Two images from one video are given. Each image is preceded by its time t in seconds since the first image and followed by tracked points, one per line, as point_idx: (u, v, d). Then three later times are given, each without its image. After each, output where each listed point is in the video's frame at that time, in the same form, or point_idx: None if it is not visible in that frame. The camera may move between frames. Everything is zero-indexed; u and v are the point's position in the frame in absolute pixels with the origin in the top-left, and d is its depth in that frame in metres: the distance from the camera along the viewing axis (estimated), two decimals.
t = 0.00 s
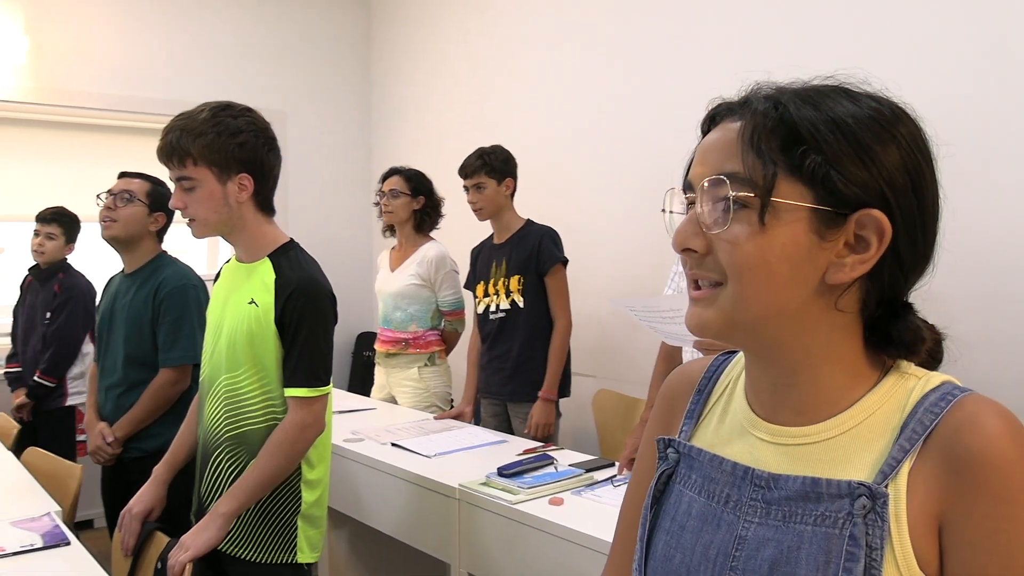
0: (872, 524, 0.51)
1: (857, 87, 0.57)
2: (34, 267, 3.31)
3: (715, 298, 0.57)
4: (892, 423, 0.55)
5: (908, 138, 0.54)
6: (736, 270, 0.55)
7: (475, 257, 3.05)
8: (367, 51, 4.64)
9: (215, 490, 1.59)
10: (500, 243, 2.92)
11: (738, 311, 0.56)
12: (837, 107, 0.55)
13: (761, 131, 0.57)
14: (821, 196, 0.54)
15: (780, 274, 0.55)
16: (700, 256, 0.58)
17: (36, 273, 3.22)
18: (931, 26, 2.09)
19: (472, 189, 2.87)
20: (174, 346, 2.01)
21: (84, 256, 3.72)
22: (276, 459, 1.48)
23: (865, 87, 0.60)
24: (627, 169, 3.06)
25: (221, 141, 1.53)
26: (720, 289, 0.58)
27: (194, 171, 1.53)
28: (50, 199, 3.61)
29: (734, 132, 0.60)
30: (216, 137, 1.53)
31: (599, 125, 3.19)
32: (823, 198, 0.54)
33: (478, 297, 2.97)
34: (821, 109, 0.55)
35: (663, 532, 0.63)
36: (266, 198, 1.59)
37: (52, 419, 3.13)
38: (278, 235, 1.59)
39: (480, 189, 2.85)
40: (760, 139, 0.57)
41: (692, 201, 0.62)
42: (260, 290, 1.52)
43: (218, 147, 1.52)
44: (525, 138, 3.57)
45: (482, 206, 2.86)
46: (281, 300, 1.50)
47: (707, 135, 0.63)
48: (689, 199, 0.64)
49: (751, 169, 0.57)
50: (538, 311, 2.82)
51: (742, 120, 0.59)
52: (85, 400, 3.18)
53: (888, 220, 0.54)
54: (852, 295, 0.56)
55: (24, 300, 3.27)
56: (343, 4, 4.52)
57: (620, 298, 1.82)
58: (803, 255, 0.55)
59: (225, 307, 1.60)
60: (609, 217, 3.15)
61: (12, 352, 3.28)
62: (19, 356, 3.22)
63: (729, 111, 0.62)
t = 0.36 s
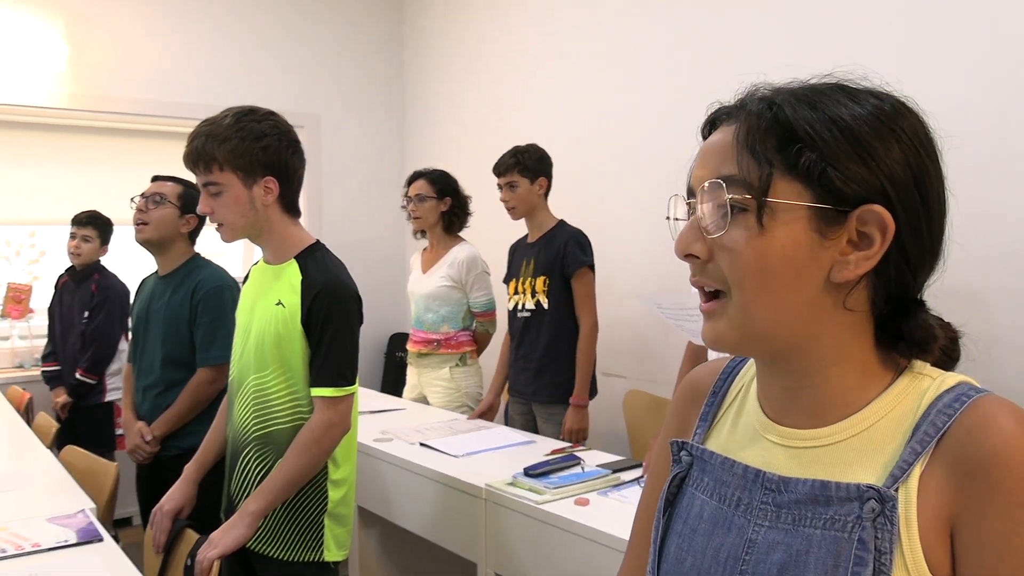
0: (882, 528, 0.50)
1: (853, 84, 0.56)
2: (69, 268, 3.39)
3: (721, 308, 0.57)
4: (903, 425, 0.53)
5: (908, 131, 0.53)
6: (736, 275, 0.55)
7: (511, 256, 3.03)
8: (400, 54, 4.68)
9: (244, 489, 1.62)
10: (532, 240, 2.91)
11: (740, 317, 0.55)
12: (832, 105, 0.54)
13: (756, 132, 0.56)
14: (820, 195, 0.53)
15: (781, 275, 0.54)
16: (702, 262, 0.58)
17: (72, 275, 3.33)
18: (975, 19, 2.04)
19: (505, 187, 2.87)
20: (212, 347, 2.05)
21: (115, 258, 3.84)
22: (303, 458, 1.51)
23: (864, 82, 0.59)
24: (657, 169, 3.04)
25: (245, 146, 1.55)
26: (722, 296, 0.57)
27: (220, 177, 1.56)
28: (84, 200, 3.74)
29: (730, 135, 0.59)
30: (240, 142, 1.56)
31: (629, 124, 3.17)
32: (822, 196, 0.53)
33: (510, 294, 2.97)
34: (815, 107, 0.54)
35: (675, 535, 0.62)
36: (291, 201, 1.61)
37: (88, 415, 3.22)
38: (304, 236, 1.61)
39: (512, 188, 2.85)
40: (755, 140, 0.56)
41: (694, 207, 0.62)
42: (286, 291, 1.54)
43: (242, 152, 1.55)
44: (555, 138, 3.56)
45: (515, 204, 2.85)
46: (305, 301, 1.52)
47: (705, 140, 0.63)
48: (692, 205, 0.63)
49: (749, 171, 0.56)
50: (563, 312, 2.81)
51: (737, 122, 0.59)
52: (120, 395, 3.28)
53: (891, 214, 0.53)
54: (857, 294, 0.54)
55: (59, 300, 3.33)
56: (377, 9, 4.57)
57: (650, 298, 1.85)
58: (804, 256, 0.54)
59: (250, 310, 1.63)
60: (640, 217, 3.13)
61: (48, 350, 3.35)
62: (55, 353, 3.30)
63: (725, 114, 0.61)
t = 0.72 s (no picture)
0: (874, 528, 0.50)
1: (848, 84, 0.56)
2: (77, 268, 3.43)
3: (713, 305, 0.57)
4: (896, 425, 0.53)
5: (900, 132, 0.53)
6: (727, 273, 0.55)
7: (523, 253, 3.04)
8: (414, 54, 4.69)
9: (253, 486, 1.63)
10: (542, 238, 2.89)
11: (731, 315, 0.55)
12: (825, 104, 0.54)
13: (748, 130, 0.56)
14: (810, 193, 0.53)
15: (771, 273, 0.53)
16: (694, 259, 0.58)
17: (79, 274, 3.36)
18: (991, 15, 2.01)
19: (521, 183, 2.86)
20: (232, 346, 2.08)
21: (129, 257, 3.89)
22: (310, 457, 1.51)
23: (859, 84, 0.59)
24: (669, 167, 3.03)
25: (259, 143, 1.57)
26: (713, 294, 0.57)
27: (233, 173, 1.57)
28: (102, 201, 3.79)
29: (723, 133, 0.59)
30: (255, 140, 1.57)
31: (641, 123, 3.16)
32: (812, 195, 0.53)
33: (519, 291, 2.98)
34: (807, 107, 0.54)
35: (670, 535, 0.61)
36: (301, 201, 1.62)
37: (98, 410, 3.27)
38: (313, 237, 1.62)
39: (528, 184, 2.84)
40: (747, 138, 0.56)
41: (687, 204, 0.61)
42: (295, 290, 1.55)
43: (257, 149, 1.57)
44: (567, 138, 3.55)
45: (529, 201, 2.84)
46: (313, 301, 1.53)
47: (700, 138, 0.63)
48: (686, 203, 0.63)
49: (740, 170, 0.56)
50: (566, 310, 2.80)
51: (729, 120, 0.59)
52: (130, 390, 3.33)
53: (883, 214, 0.52)
54: (850, 293, 0.54)
55: (68, 299, 3.38)
56: (390, 9, 4.58)
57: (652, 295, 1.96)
58: (795, 254, 0.53)
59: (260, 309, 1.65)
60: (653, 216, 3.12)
61: (59, 347, 3.41)
62: (65, 351, 3.35)
63: (719, 113, 0.61)
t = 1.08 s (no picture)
0: (869, 518, 0.51)
1: (823, 77, 0.56)
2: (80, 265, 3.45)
3: (707, 309, 0.57)
4: (891, 417, 0.53)
5: (882, 121, 0.53)
6: (719, 278, 0.55)
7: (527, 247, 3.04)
8: (421, 51, 4.70)
9: (261, 481, 1.65)
10: (548, 233, 2.91)
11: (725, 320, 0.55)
12: (803, 102, 0.54)
13: (729, 134, 0.56)
14: (797, 193, 0.53)
15: (762, 275, 0.54)
16: (688, 266, 0.58)
17: (83, 271, 3.37)
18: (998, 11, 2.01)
19: (530, 183, 2.85)
20: (245, 340, 2.10)
21: (136, 255, 3.91)
22: (318, 452, 1.53)
23: (837, 74, 0.59)
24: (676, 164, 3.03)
25: (264, 141, 1.58)
26: (707, 297, 0.57)
27: (239, 172, 1.58)
28: (113, 198, 3.83)
29: (705, 137, 0.59)
30: (259, 138, 1.58)
31: (648, 120, 3.16)
32: (799, 194, 0.53)
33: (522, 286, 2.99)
34: (786, 105, 0.54)
35: (668, 525, 0.62)
36: (307, 198, 1.64)
37: (108, 404, 3.30)
38: (320, 232, 1.63)
39: (536, 184, 2.83)
40: (727, 142, 0.56)
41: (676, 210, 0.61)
42: (301, 286, 1.57)
43: (262, 148, 1.58)
44: (574, 134, 3.56)
45: (537, 200, 2.84)
46: (320, 296, 1.54)
47: (683, 143, 0.63)
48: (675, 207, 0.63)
49: (724, 174, 0.56)
50: (571, 306, 2.81)
51: (709, 124, 0.59)
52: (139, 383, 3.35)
53: (870, 205, 0.52)
54: (841, 286, 0.54)
55: (72, 297, 3.39)
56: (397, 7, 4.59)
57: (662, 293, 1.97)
58: (786, 254, 0.54)
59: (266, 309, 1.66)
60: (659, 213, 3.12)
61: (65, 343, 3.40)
62: (72, 348, 3.34)
63: (698, 116, 0.61)
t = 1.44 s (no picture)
0: (876, 518, 0.50)
1: (841, 69, 0.57)
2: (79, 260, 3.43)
3: (715, 291, 0.56)
4: (900, 414, 0.53)
5: (898, 112, 0.53)
6: (728, 257, 0.55)
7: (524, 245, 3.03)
8: (420, 48, 4.69)
9: (259, 476, 1.64)
10: (545, 232, 2.90)
11: (734, 298, 0.54)
12: (820, 89, 0.54)
13: (744, 116, 0.56)
14: (809, 176, 0.53)
15: (772, 255, 0.53)
16: (696, 248, 0.57)
17: (83, 266, 3.36)
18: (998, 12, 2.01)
19: (529, 176, 2.86)
20: (244, 337, 2.10)
21: (133, 249, 3.90)
22: (317, 450, 1.52)
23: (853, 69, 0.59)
24: (675, 163, 3.03)
25: (267, 137, 1.58)
26: (714, 280, 0.57)
27: (241, 166, 1.58)
28: (110, 194, 3.81)
29: (720, 121, 0.59)
30: (263, 133, 1.58)
31: (647, 118, 3.16)
32: (812, 177, 0.53)
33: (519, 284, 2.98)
34: (803, 91, 0.55)
35: (671, 524, 0.62)
36: (308, 195, 1.63)
37: (106, 400, 3.30)
38: (320, 230, 1.63)
39: (536, 178, 2.84)
40: (742, 125, 0.57)
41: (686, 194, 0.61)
42: (301, 283, 1.56)
43: (264, 143, 1.57)
44: (573, 132, 3.56)
45: (535, 194, 2.84)
46: (322, 291, 1.54)
47: (696, 130, 0.63)
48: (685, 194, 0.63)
49: (737, 156, 0.56)
50: (569, 306, 2.80)
51: (725, 109, 0.59)
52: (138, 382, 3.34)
53: (882, 193, 0.52)
54: (851, 275, 0.54)
55: (72, 292, 3.37)
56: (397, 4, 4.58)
57: (666, 294, 1.85)
58: (796, 237, 0.53)
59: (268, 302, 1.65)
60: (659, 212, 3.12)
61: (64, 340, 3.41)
62: (70, 344, 3.34)
63: (713, 103, 0.61)
